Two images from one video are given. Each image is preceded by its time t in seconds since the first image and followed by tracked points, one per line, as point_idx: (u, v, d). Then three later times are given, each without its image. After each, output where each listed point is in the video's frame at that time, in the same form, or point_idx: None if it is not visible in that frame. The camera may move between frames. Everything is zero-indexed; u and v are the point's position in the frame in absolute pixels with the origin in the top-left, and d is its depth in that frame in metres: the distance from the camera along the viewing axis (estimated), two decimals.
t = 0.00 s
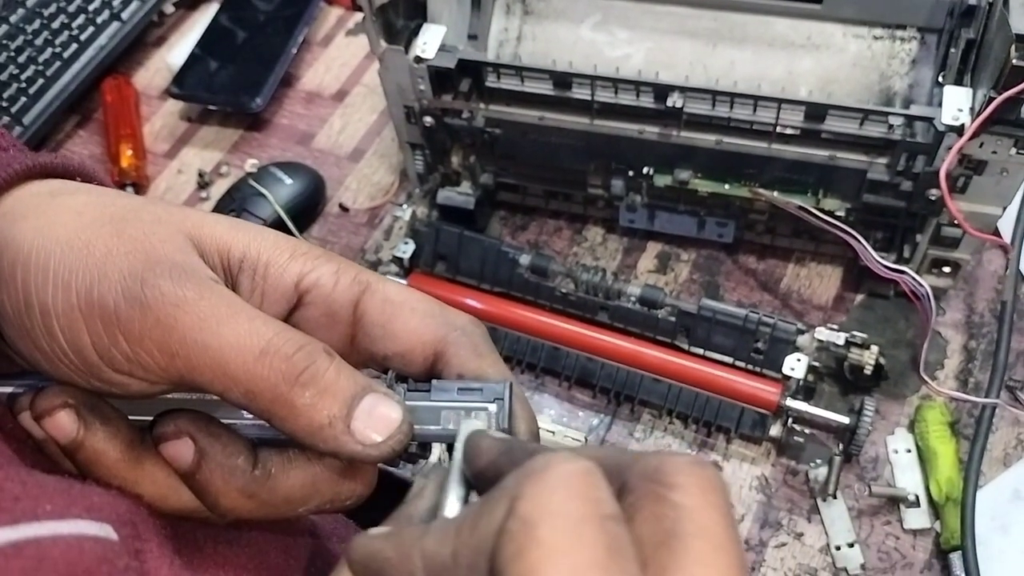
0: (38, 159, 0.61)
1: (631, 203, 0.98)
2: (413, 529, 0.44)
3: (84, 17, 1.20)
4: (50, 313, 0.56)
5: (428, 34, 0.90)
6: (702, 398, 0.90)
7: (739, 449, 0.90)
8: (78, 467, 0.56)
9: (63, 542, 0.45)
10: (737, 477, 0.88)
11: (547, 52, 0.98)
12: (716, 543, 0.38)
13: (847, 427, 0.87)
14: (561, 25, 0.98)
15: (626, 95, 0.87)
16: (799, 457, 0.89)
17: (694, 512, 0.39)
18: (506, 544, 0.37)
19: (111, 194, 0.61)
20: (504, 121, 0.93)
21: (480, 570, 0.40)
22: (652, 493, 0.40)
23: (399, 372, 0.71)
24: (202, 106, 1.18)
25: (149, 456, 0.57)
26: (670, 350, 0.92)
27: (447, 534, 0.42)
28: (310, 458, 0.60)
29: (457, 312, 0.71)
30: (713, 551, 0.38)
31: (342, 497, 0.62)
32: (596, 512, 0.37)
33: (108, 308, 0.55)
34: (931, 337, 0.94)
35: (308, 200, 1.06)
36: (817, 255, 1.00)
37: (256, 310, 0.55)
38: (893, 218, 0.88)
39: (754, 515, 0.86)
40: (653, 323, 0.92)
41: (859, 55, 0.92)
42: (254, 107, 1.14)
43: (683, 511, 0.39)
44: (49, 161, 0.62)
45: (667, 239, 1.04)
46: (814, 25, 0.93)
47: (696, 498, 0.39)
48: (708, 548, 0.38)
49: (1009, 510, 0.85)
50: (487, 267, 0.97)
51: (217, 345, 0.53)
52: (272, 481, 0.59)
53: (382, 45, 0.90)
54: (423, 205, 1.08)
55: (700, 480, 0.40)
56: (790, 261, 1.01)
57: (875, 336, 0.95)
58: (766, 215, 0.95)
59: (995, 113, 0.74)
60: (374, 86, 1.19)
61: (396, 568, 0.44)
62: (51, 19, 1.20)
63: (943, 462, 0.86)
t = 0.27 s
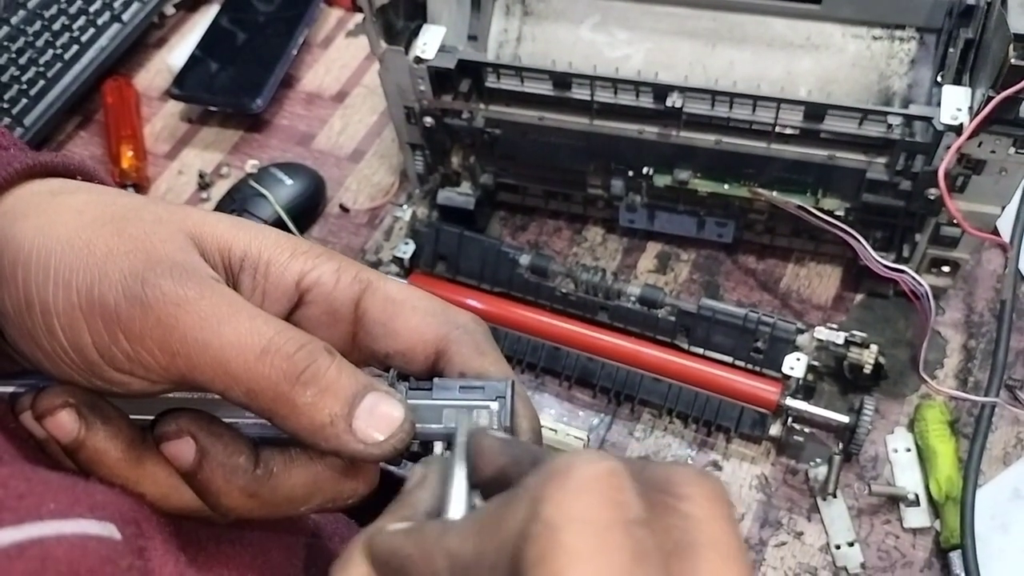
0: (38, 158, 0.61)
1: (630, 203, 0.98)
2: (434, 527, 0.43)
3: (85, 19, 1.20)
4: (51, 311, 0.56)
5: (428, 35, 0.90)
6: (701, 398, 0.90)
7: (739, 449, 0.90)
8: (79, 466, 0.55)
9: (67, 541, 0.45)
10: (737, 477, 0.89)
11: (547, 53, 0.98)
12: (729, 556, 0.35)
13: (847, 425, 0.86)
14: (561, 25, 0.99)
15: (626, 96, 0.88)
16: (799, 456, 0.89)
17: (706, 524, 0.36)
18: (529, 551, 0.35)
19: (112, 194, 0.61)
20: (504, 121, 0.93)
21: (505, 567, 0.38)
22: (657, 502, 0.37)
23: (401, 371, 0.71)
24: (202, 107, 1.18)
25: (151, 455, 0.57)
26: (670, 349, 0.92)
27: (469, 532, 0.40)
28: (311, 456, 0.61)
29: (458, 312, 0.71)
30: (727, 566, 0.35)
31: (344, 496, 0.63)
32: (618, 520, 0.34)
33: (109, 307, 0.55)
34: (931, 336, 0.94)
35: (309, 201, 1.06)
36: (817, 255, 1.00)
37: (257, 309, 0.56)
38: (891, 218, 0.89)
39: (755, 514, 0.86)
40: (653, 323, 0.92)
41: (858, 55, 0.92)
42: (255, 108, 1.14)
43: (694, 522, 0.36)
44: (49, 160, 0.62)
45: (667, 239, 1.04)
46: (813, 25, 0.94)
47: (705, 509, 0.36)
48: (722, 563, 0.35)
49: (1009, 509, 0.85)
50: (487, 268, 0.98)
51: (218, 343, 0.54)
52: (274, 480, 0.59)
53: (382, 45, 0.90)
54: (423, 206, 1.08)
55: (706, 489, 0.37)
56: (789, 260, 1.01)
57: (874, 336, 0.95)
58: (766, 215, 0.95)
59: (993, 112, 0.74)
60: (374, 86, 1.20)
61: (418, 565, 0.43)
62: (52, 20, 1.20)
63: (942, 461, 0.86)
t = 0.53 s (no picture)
0: (42, 168, 0.61)
1: (628, 206, 0.99)
2: (471, 534, 0.45)
3: (85, 23, 1.21)
4: (55, 320, 0.56)
5: (426, 38, 0.91)
6: (700, 400, 0.91)
7: (737, 451, 0.90)
8: (83, 474, 0.56)
9: (71, 548, 0.45)
10: (735, 479, 0.89)
11: (545, 56, 0.99)
12: None
13: (844, 428, 0.87)
14: (559, 29, 0.99)
15: (624, 99, 0.88)
16: (796, 459, 0.89)
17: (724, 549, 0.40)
18: (574, 561, 0.39)
19: (115, 203, 0.61)
20: (502, 125, 0.93)
21: (546, 575, 0.41)
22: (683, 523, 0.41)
23: (402, 381, 0.71)
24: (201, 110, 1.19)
25: (153, 462, 0.58)
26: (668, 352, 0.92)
27: (508, 538, 0.43)
28: (312, 464, 0.61)
29: (458, 319, 0.71)
30: None
31: (345, 504, 0.63)
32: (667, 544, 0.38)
33: (113, 316, 0.55)
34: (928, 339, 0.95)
35: (308, 204, 1.06)
36: (814, 257, 1.01)
37: (260, 318, 0.56)
38: (888, 221, 0.89)
39: (752, 516, 0.86)
40: (651, 326, 0.92)
41: (855, 59, 0.93)
42: (254, 111, 1.14)
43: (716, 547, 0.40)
44: (54, 171, 0.62)
45: (665, 242, 1.04)
46: (810, 29, 0.94)
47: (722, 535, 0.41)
48: None
49: (1005, 511, 0.86)
50: (486, 271, 0.98)
51: (221, 352, 0.54)
52: (275, 488, 0.59)
53: (381, 49, 0.91)
54: (422, 208, 1.09)
55: (721, 515, 0.42)
56: (787, 263, 1.01)
57: (871, 338, 0.96)
58: (763, 218, 0.96)
59: (988, 116, 0.75)
60: (373, 90, 1.20)
61: (454, 569, 0.45)
62: (52, 24, 1.20)
63: (939, 463, 0.86)
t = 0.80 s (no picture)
0: (49, 162, 0.62)
1: (629, 204, 0.99)
2: (510, 524, 0.45)
3: (85, 21, 1.21)
4: (62, 310, 0.56)
5: (425, 36, 0.91)
6: (700, 398, 0.90)
7: (737, 448, 0.90)
8: (87, 465, 0.56)
9: (75, 540, 0.45)
10: (735, 477, 0.89)
11: (545, 54, 0.99)
12: None
13: (845, 425, 0.86)
14: (559, 27, 0.99)
15: (624, 96, 0.88)
16: (796, 456, 0.89)
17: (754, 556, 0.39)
18: (624, 563, 0.37)
19: (122, 196, 0.61)
20: (502, 122, 0.93)
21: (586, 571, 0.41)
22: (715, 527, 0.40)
23: (406, 373, 0.71)
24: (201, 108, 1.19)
25: (158, 453, 0.57)
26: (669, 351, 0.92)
27: (552, 531, 0.42)
28: (316, 457, 0.61)
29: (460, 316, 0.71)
30: None
31: (348, 497, 0.63)
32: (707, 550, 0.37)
33: (120, 306, 0.55)
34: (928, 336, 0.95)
35: (308, 202, 1.06)
36: (814, 255, 1.01)
37: (266, 309, 0.56)
38: (888, 218, 0.89)
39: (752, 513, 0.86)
40: (651, 324, 0.93)
41: (855, 57, 0.93)
42: (254, 110, 1.14)
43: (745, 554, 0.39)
44: (60, 165, 0.63)
45: (665, 240, 1.04)
46: (810, 26, 0.94)
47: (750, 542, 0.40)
48: None
49: (1006, 508, 0.86)
50: (486, 268, 0.98)
51: (227, 341, 0.54)
52: (279, 480, 0.59)
53: (380, 47, 0.91)
54: (421, 207, 1.08)
55: (748, 522, 0.41)
56: (787, 261, 1.01)
57: (872, 336, 0.95)
58: (763, 215, 0.96)
59: (988, 113, 0.75)
60: (374, 88, 1.20)
61: (492, 559, 0.44)
62: (51, 23, 1.20)
63: (940, 460, 0.86)
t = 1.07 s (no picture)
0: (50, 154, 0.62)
1: (628, 202, 0.99)
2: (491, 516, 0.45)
3: (84, 20, 1.21)
4: (63, 302, 0.56)
5: (424, 34, 0.91)
6: (698, 398, 0.90)
7: (736, 447, 0.90)
8: (87, 457, 0.56)
9: (74, 533, 0.45)
10: (733, 475, 0.89)
11: (545, 52, 0.99)
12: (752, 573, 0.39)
13: (844, 423, 0.86)
14: (558, 25, 0.99)
15: (623, 94, 0.88)
16: (795, 454, 0.89)
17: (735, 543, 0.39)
18: (601, 550, 0.38)
19: (123, 188, 0.61)
20: (501, 120, 0.93)
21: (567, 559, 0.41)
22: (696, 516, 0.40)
23: (406, 367, 0.70)
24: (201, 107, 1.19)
25: (158, 446, 0.57)
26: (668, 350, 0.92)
27: (531, 522, 0.42)
28: (316, 450, 0.61)
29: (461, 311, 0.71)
30: None
31: (348, 491, 0.63)
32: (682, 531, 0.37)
33: (120, 297, 0.55)
34: (927, 334, 0.95)
35: (307, 200, 1.06)
36: (813, 254, 1.01)
37: (266, 301, 0.56)
38: (887, 216, 0.89)
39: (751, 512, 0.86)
40: (650, 322, 0.93)
41: (854, 55, 0.93)
42: (253, 108, 1.14)
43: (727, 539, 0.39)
44: (62, 157, 0.62)
45: (664, 238, 1.04)
46: (810, 25, 0.94)
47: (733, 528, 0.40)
48: None
49: (1005, 506, 0.86)
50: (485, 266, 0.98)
51: (227, 334, 0.54)
52: (279, 472, 0.59)
53: (379, 45, 0.91)
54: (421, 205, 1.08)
55: (733, 511, 0.41)
56: (786, 259, 1.01)
57: (871, 334, 0.95)
58: (762, 214, 0.96)
59: (986, 110, 0.75)
60: (373, 87, 1.20)
61: (475, 553, 0.44)
62: (51, 21, 1.20)
63: (938, 458, 0.86)
